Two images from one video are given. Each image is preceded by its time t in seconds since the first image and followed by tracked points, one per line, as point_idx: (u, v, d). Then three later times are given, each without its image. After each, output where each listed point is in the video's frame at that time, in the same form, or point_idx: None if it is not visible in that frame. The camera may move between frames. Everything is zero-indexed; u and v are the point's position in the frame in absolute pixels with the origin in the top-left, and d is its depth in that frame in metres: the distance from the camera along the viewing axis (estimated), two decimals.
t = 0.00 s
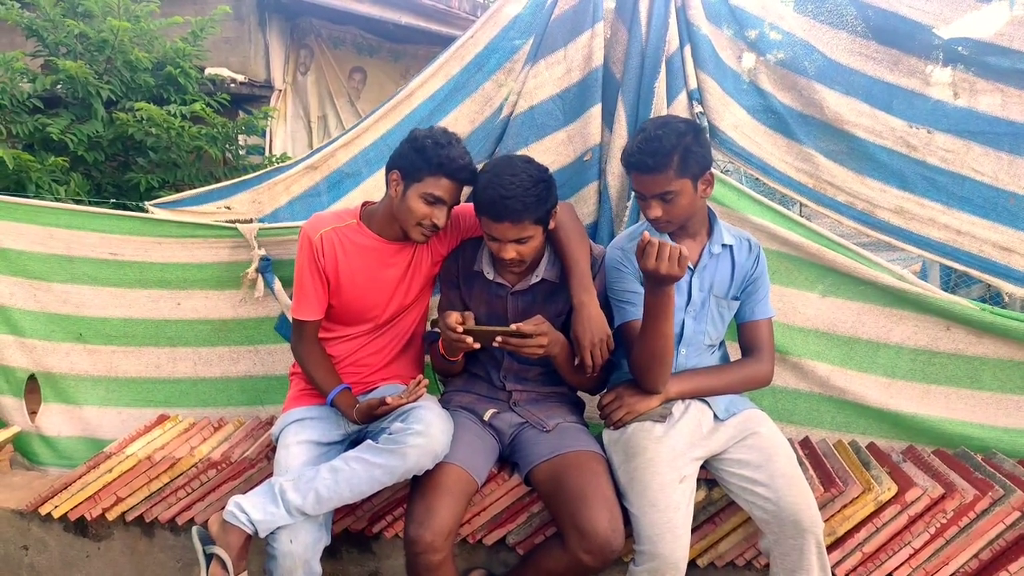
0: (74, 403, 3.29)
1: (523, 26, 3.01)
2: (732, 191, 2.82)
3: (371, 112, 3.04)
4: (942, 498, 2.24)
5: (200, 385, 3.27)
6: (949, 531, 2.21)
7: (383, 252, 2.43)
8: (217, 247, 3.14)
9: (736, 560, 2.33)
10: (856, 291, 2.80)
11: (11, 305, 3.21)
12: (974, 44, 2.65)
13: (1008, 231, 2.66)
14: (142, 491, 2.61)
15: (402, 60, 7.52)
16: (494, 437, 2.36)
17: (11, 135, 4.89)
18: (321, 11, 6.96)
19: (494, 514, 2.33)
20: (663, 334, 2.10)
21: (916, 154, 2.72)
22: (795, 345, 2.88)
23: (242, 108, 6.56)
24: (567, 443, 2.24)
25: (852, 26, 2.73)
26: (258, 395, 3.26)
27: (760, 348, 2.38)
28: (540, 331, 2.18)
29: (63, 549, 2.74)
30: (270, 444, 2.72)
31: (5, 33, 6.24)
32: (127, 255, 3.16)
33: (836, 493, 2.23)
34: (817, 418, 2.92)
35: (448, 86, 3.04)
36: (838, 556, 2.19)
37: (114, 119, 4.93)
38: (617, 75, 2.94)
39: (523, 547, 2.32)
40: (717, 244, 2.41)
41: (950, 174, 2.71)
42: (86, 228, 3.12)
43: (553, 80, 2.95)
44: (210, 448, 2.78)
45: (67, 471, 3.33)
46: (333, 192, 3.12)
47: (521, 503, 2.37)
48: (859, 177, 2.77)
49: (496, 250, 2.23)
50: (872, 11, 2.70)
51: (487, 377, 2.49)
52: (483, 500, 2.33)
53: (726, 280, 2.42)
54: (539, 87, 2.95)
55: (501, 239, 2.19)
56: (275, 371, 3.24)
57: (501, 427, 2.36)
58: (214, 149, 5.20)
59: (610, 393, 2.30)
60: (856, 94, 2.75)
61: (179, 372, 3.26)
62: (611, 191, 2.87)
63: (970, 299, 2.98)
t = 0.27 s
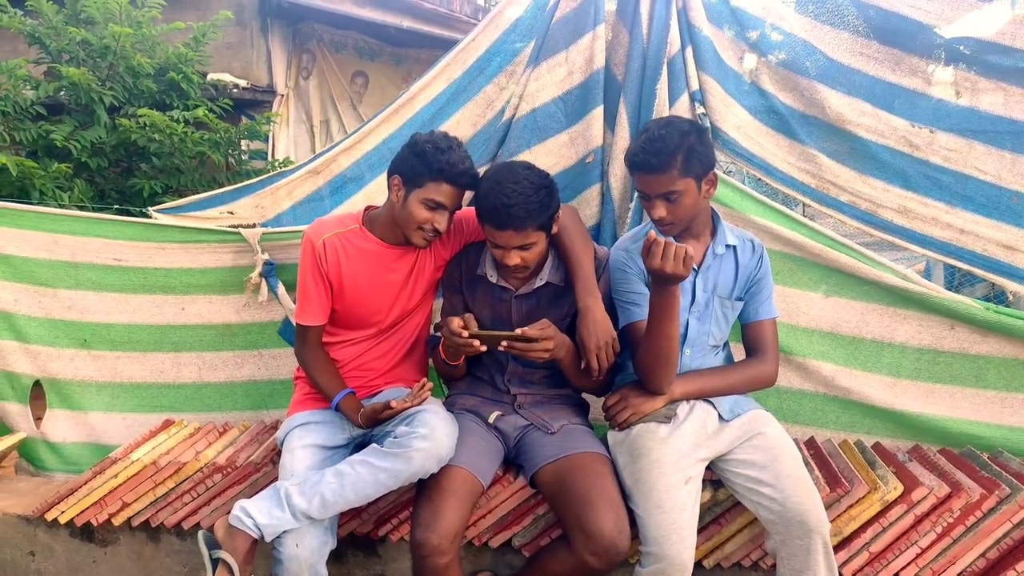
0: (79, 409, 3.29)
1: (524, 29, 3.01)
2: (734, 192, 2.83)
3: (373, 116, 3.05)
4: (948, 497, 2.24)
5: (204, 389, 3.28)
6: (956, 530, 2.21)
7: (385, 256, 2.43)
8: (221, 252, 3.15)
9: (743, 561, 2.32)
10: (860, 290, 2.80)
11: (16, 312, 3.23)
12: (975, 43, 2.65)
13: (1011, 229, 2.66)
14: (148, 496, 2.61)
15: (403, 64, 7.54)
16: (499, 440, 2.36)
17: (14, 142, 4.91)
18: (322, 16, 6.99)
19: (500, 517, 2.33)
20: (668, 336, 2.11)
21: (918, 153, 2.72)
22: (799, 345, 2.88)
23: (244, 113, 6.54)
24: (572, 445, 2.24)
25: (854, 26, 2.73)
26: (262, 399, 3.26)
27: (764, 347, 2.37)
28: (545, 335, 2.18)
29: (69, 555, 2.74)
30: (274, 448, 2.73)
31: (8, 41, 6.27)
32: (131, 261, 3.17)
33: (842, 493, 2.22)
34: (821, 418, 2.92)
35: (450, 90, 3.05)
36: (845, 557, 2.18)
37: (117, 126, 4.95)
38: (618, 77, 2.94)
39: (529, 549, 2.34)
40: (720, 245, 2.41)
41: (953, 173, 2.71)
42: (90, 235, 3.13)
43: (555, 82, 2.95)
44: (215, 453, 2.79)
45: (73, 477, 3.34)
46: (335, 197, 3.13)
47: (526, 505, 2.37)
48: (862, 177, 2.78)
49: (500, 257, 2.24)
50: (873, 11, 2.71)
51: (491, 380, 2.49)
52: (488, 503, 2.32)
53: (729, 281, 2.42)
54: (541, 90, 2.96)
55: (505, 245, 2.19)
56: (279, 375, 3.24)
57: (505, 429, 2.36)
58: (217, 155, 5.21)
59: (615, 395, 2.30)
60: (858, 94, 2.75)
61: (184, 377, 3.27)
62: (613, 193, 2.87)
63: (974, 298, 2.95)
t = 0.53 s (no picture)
0: (81, 407, 3.30)
1: (527, 28, 3.01)
2: (737, 191, 2.83)
3: (375, 115, 3.05)
4: (950, 498, 2.25)
5: (206, 389, 3.28)
6: (957, 530, 2.21)
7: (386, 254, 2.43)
8: (223, 251, 3.15)
9: (744, 561, 2.32)
10: (862, 291, 2.80)
11: (18, 311, 3.23)
12: (979, 42, 2.65)
13: (1014, 229, 2.65)
14: (151, 495, 2.62)
15: (405, 63, 7.54)
16: (501, 439, 2.36)
17: (16, 141, 4.91)
18: (324, 16, 7.00)
19: (501, 516, 2.33)
20: (671, 333, 2.11)
21: (921, 153, 2.72)
22: (801, 345, 2.88)
23: (246, 113, 6.55)
24: (574, 444, 2.24)
25: (857, 26, 2.73)
26: (264, 398, 3.27)
27: (766, 347, 2.37)
28: (548, 336, 2.19)
29: (72, 553, 2.75)
30: (276, 447, 2.74)
31: (10, 40, 6.28)
32: (133, 260, 3.18)
33: (843, 494, 2.23)
34: (823, 418, 2.92)
35: (453, 89, 3.05)
36: (846, 557, 2.18)
37: (119, 125, 4.95)
38: (621, 77, 2.94)
39: (530, 549, 2.31)
40: (722, 244, 2.42)
41: (955, 173, 2.70)
42: (92, 233, 3.14)
43: (557, 82, 2.95)
44: (218, 451, 2.80)
45: (75, 475, 3.34)
46: (338, 196, 3.13)
47: (527, 505, 2.37)
48: (864, 176, 2.77)
49: (503, 258, 2.23)
50: (876, 11, 2.71)
51: (493, 379, 2.50)
52: (490, 502, 2.32)
53: (731, 281, 2.42)
54: (543, 89, 2.96)
55: (508, 246, 2.19)
56: (281, 374, 3.24)
57: (507, 429, 2.36)
58: (219, 154, 5.21)
59: (617, 394, 2.30)
60: (861, 93, 2.75)
61: (186, 376, 3.27)
62: (616, 192, 2.87)
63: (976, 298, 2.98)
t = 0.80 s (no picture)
0: (84, 409, 3.30)
1: (529, 30, 3.01)
2: (739, 192, 2.83)
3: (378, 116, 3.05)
4: (953, 499, 2.24)
5: (210, 391, 3.28)
6: (961, 531, 2.20)
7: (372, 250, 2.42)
8: (226, 253, 3.15)
9: (747, 562, 2.32)
10: (865, 291, 2.80)
11: (22, 313, 3.24)
12: (981, 43, 2.64)
13: (1017, 230, 2.65)
14: (154, 496, 2.62)
15: (407, 65, 7.54)
16: (504, 440, 2.36)
17: (20, 144, 4.92)
18: (327, 17, 7.01)
19: (504, 518, 2.33)
20: (674, 333, 2.11)
21: (923, 154, 2.72)
22: (804, 346, 2.88)
23: (248, 114, 6.52)
24: (578, 445, 2.24)
25: (859, 26, 2.73)
26: (267, 400, 3.27)
27: (768, 348, 2.36)
28: (551, 335, 2.19)
29: (75, 555, 2.75)
30: (279, 449, 2.73)
31: (14, 43, 6.30)
32: (137, 262, 3.18)
33: (847, 495, 2.23)
34: (826, 419, 2.92)
35: (455, 91, 3.05)
36: (850, 558, 2.18)
37: (121, 126, 4.96)
38: (623, 78, 2.93)
39: (534, 550, 2.32)
40: (723, 245, 2.41)
41: (958, 173, 2.70)
42: (95, 235, 3.15)
43: (559, 83, 2.95)
44: (221, 453, 2.80)
45: (79, 477, 3.35)
46: (340, 197, 3.13)
47: (531, 506, 2.36)
48: (867, 177, 2.77)
49: (505, 257, 2.23)
50: (879, 11, 2.70)
51: (495, 380, 2.50)
52: (493, 503, 2.32)
53: (733, 281, 2.42)
54: (545, 90, 2.95)
55: (511, 245, 2.19)
56: (284, 376, 3.25)
57: (510, 430, 2.36)
58: (221, 156, 5.21)
59: (619, 395, 2.32)
60: (863, 94, 2.74)
61: (189, 378, 3.28)
62: (618, 193, 2.87)
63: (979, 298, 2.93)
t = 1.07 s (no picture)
0: (82, 410, 3.30)
1: (528, 31, 3.01)
2: (737, 194, 2.84)
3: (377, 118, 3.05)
4: (951, 501, 2.25)
5: (208, 392, 3.28)
6: (959, 533, 2.20)
7: (350, 248, 2.45)
8: (224, 254, 3.15)
9: (746, 564, 2.31)
10: (863, 294, 2.80)
11: (20, 314, 3.24)
12: (979, 46, 2.65)
13: (1014, 232, 2.66)
14: (152, 497, 2.62)
15: (406, 66, 7.55)
16: (501, 441, 2.36)
17: (19, 144, 4.92)
18: (326, 19, 7.02)
19: (503, 519, 2.33)
20: (672, 332, 2.10)
21: (921, 156, 2.72)
22: (802, 348, 2.88)
23: (247, 115, 6.50)
24: (575, 446, 2.23)
25: (858, 29, 2.73)
26: (265, 401, 3.27)
27: (762, 348, 2.36)
28: (544, 327, 2.20)
29: (73, 556, 2.75)
30: (277, 450, 2.71)
31: (13, 43, 6.30)
32: (135, 263, 3.18)
33: (845, 496, 2.23)
34: (824, 421, 2.92)
35: (454, 92, 3.05)
36: (848, 560, 2.19)
37: (120, 127, 4.96)
38: (622, 80, 2.93)
39: (531, 551, 2.32)
40: (714, 246, 2.41)
41: (956, 176, 2.71)
42: (94, 236, 3.14)
43: (558, 85, 2.96)
44: (219, 454, 2.80)
45: (76, 478, 3.35)
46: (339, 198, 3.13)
47: (528, 508, 2.36)
48: (865, 179, 2.78)
49: (495, 252, 2.25)
50: (877, 15, 2.70)
51: (492, 380, 2.51)
52: (491, 505, 2.32)
53: (725, 283, 2.43)
54: (544, 92, 2.96)
55: (500, 240, 2.22)
56: (282, 377, 3.24)
57: (508, 430, 2.36)
58: (221, 157, 5.21)
59: (615, 398, 2.31)
60: (862, 97, 2.75)
61: (187, 379, 3.27)
62: (617, 195, 2.88)
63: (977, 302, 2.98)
